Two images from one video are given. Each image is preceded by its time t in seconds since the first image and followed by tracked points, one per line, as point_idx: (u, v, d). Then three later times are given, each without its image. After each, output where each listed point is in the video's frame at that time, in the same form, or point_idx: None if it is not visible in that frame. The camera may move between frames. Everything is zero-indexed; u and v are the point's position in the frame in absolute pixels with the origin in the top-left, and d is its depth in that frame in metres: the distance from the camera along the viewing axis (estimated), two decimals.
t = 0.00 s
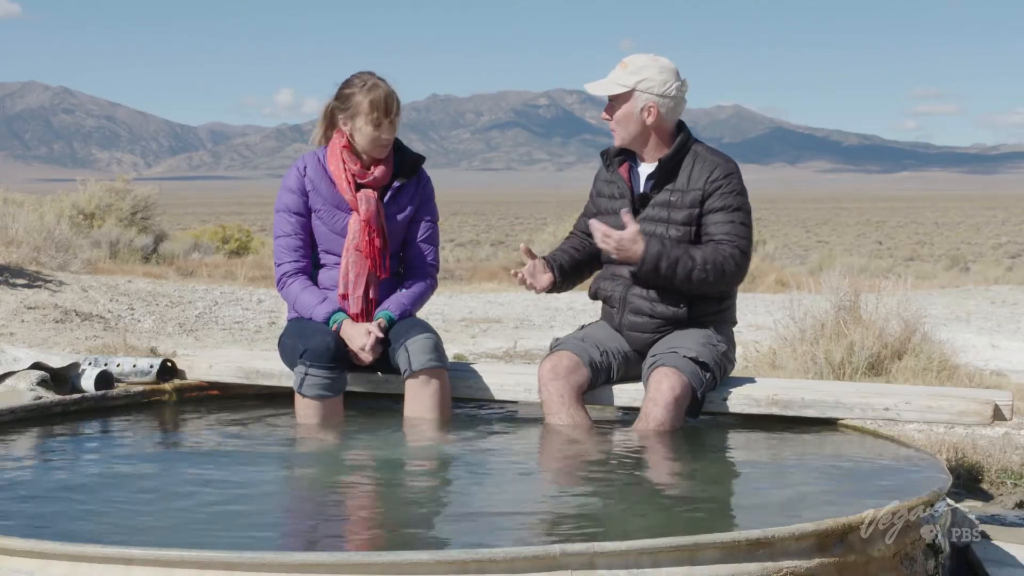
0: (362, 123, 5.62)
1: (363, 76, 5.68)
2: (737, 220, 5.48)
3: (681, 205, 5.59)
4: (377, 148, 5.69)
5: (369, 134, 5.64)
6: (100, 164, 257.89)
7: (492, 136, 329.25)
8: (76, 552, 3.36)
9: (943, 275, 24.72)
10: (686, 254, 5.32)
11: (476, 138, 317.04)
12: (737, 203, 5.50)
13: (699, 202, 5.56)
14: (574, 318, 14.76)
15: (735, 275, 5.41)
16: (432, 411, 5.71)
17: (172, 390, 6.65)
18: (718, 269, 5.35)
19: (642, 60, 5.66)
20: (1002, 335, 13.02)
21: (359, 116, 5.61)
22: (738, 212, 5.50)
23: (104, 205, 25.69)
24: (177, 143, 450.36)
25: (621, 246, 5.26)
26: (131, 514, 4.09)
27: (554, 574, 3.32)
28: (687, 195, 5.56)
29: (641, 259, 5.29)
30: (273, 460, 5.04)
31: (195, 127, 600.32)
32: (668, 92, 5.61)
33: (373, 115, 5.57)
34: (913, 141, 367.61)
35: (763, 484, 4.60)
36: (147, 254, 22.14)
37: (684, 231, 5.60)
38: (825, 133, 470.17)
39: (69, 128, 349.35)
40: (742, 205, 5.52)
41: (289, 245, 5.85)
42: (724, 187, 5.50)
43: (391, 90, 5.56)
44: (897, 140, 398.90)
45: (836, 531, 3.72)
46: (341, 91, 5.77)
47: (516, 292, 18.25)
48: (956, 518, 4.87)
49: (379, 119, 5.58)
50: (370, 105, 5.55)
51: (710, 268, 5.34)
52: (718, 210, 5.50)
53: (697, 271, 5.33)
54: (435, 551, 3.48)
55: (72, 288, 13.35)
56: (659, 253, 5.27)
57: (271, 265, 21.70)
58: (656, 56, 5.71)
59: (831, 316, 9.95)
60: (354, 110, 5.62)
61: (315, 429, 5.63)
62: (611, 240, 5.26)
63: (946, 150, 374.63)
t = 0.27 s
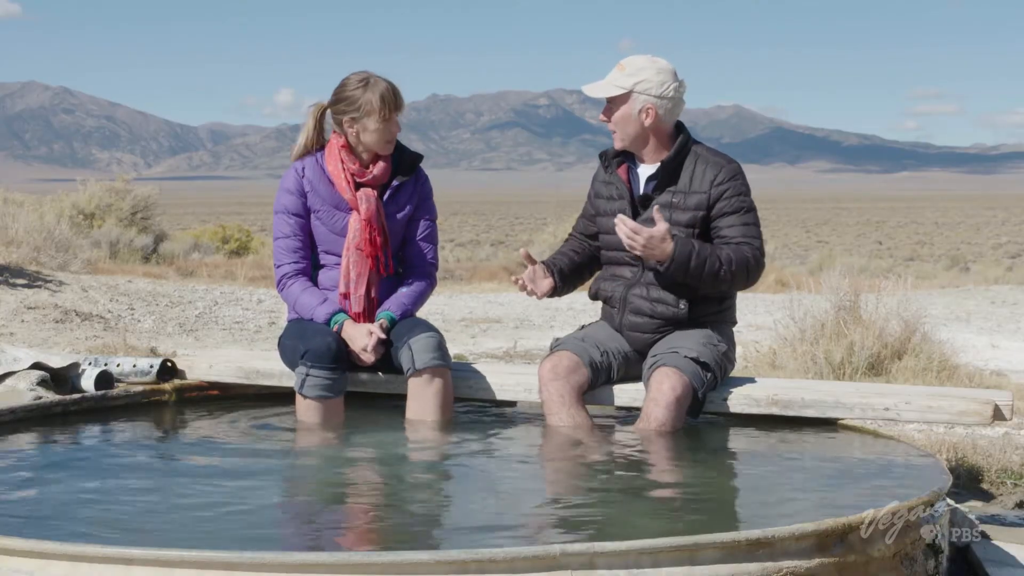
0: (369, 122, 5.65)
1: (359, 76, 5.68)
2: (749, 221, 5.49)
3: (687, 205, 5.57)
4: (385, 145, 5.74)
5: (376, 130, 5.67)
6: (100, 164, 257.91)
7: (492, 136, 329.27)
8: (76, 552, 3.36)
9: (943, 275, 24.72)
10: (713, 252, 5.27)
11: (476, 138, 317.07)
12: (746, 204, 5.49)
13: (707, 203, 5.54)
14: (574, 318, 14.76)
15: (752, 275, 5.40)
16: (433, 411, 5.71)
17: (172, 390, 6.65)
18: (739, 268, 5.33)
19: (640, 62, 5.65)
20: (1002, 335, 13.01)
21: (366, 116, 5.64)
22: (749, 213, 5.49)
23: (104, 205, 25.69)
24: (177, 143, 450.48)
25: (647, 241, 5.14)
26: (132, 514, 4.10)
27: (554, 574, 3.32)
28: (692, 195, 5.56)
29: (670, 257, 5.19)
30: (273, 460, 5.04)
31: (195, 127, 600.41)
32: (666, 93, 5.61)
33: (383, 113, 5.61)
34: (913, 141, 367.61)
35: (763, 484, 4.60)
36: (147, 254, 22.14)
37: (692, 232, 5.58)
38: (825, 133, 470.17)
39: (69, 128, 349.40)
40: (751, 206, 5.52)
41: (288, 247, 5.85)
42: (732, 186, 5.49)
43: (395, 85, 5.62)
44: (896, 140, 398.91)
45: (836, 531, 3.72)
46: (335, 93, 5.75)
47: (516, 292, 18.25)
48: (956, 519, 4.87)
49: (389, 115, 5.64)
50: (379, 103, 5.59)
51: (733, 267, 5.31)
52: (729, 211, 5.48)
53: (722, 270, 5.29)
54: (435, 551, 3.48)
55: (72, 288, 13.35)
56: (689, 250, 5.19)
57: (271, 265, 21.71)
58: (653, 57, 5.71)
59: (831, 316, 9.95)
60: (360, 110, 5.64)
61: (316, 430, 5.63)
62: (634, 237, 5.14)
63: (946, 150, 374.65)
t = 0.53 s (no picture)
0: (369, 119, 5.67)
1: (359, 73, 5.71)
2: (749, 222, 5.49)
3: (686, 206, 5.57)
4: (385, 142, 5.75)
5: (376, 126, 5.68)
6: (100, 163, 257.92)
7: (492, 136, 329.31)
8: (76, 552, 3.36)
9: (943, 275, 24.71)
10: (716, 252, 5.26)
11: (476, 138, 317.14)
12: (746, 205, 5.49)
13: (707, 204, 5.53)
14: (574, 318, 14.76)
15: (752, 275, 5.41)
16: (434, 411, 5.71)
17: (172, 390, 6.65)
18: (741, 268, 5.33)
19: (639, 63, 5.65)
20: (1002, 335, 13.02)
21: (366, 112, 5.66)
22: (749, 214, 5.50)
23: (104, 205, 25.69)
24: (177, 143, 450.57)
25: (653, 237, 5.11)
26: (132, 514, 4.10)
27: (554, 574, 3.32)
28: (692, 196, 5.56)
29: (675, 255, 5.16)
30: (273, 460, 5.04)
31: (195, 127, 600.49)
32: (665, 93, 5.61)
33: (383, 108, 5.63)
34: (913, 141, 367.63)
35: (763, 484, 4.61)
36: (147, 254, 22.15)
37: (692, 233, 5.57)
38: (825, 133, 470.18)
39: (69, 128, 349.47)
40: (750, 207, 5.52)
41: (289, 246, 5.85)
42: (732, 187, 5.49)
43: (395, 82, 5.65)
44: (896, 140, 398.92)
45: (836, 531, 3.72)
46: (334, 90, 5.78)
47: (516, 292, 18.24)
48: (956, 518, 4.87)
49: (389, 112, 5.66)
50: (379, 98, 5.61)
51: (735, 268, 5.31)
52: (729, 212, 5.48)
53: (724, 270, 5.29)
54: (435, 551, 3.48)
55: (72, 288, 13.35)
56: (693, 249, 5.17)
57: (271, 266, 21.71)
58: (652, 57, 5.71)
59: (831, 316, 9.95)
60: (360, 106, 5.66)
61: (316, 431, 5.66)
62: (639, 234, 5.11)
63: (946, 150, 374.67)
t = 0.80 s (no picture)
0: (368, 116, 5.67)
1: (358, 70, 5.73)
2: (749, 223, 5.49)
3: (686, 206, 5.57)
4: (384, 140, 5.76)
5: (376, 124, 5.69)
6: (100, 163, 257.90)
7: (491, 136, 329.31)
8: (76, 552, 3.36)
9: (943, 275, 24.71)
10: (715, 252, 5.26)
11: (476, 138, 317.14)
12: (746, 206, 5.49)
13: (707, 204, 5.54)
14: (574, 318, 14.76)
15: (752, 275, 5.41)
16: (435, 411, 5.71)
17: (172, 390, 6.65)
18: (741, 268, 5.33)
19: (638, 63, 5.65)
20: (1002, 335, 13.02)
21: (365, 109, 5.67)
22: (748, 214, 5.50)
23: (104, 205, 25.68)
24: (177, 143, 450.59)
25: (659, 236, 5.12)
26: (132, 514, 4.10)
27: (554, 574, 3.32)
28: (692, 195, 5.56)
29: (675, 254, 5.16)
30: (273, 460, 5.04)
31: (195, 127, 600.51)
32: (665, 93, 5.61)
33: (382, 105, 5.64)
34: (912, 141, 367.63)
35: (763, 484, 4.61)
36: (147, 254, 22.15)
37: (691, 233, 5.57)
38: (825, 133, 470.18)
39: (69, 128, 349.47)
40: (750, 208, 5.53)
41: (289, 245, 5.84)
42: (732, 187, 5.49)
43: (395, 79, 5.66)
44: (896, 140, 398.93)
45: (836, 531, 3.72)
46: (333, 88, 5.79)
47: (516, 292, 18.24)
48: (956, 519, 4.87)
49: (388, 108, 5.66)
50: (378, 95, 5.62)
51: (734, 267, 5.31)
52: (728, 212, 5.48)
53: (724, 270, 5.29)
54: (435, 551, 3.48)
55: (72, 288, 13.36)
56: (694, 248, 5.17)
57: (270, 266, 21.72)
58: (652, 57, 5.71)
59: (831, 316, 9.95)
60: (359, 103, 5.67)
61: (316, 431, 5.66)
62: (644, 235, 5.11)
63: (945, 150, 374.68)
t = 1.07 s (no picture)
0: (366, 115, 5.67)
1: (356, 70, 5.73)
2: (749, 222, 5.49)
3: (687, 206, 5.57)
4: (382, 139, 5.75)
5: (374, 124, 5.69)
6: (100, 163, 257.90)
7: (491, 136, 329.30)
8: (76, 552, 3.36)
9: (943, 275, 24.71)
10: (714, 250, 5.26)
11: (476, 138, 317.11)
12: (745, 205, 5.49)
13: (707, 203, 5.54)
14: (574, 318, 14.76)
15: (752, 274, 5.42)
16: (435, 411, 5.71)
17: (172, 390, 6.65)
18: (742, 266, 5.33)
19: (637, 62, 5.65)
20: (1002, 335, 13.01)
21: (362, 109, 5.66)
22: (748, 213, 5.50)
23: (104, 205, 25.67)
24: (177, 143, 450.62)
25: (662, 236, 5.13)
26: (132, 514, 4.10)
27: (554, 574, 3.32)
28: (692, 195, 5.56)
29: (676, 253, 5.16)
30: (274, 460, 5.04)
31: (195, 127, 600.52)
32: (665, 91, 5.61)
33: (379, 104, 5.64)
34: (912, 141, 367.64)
35: (764, 484, 4.61)
36: (147, 254, 22.15)
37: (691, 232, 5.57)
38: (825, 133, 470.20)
39: (69, 128, 349.49)
40: (750, 207, 5.53)
41: (288, 246, 5.84)
42: (732, 187, 5.49)
43: (392, 79, 5.67)
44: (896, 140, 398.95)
45: (836, 531, 3.72)
46: (331, 89, 5.80)
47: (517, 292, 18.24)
48: (956, 518, 4.87)
49: (385, 108, 5.66)
50: (375, 94, 5.61)
51: (735, 266, 5.31)
52: (728, 211, 5.48)
53: (724, 269, 5.29)
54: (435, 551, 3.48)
55: (72, 288, 13.35)
56: (694, 247, 5.17)
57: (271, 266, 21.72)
58: (649, 56, 5.71)
59: (831, 316, 9.94)
60: (356, 103, 5.67)
61: (316, 431, 5.66)
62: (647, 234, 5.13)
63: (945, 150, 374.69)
